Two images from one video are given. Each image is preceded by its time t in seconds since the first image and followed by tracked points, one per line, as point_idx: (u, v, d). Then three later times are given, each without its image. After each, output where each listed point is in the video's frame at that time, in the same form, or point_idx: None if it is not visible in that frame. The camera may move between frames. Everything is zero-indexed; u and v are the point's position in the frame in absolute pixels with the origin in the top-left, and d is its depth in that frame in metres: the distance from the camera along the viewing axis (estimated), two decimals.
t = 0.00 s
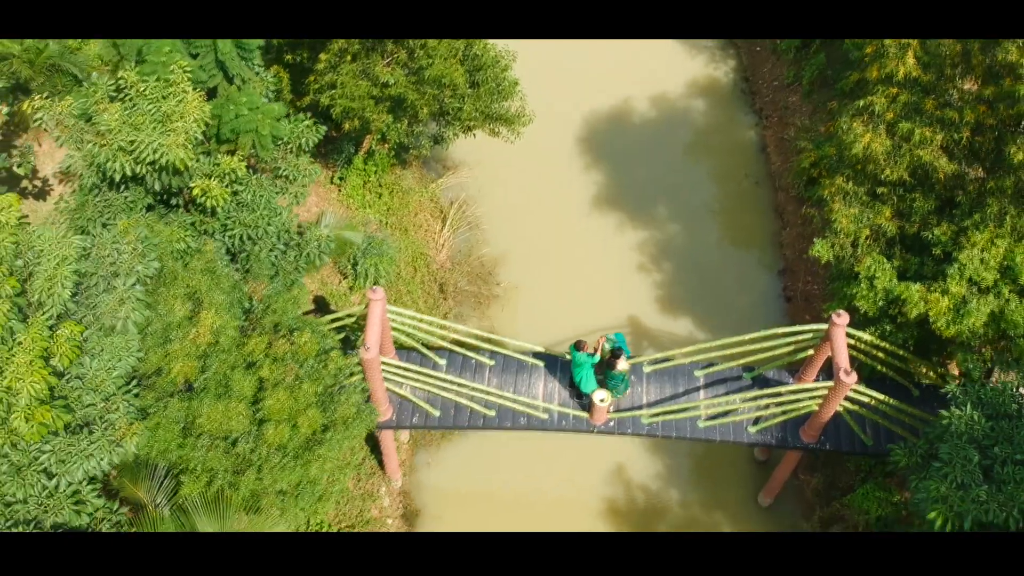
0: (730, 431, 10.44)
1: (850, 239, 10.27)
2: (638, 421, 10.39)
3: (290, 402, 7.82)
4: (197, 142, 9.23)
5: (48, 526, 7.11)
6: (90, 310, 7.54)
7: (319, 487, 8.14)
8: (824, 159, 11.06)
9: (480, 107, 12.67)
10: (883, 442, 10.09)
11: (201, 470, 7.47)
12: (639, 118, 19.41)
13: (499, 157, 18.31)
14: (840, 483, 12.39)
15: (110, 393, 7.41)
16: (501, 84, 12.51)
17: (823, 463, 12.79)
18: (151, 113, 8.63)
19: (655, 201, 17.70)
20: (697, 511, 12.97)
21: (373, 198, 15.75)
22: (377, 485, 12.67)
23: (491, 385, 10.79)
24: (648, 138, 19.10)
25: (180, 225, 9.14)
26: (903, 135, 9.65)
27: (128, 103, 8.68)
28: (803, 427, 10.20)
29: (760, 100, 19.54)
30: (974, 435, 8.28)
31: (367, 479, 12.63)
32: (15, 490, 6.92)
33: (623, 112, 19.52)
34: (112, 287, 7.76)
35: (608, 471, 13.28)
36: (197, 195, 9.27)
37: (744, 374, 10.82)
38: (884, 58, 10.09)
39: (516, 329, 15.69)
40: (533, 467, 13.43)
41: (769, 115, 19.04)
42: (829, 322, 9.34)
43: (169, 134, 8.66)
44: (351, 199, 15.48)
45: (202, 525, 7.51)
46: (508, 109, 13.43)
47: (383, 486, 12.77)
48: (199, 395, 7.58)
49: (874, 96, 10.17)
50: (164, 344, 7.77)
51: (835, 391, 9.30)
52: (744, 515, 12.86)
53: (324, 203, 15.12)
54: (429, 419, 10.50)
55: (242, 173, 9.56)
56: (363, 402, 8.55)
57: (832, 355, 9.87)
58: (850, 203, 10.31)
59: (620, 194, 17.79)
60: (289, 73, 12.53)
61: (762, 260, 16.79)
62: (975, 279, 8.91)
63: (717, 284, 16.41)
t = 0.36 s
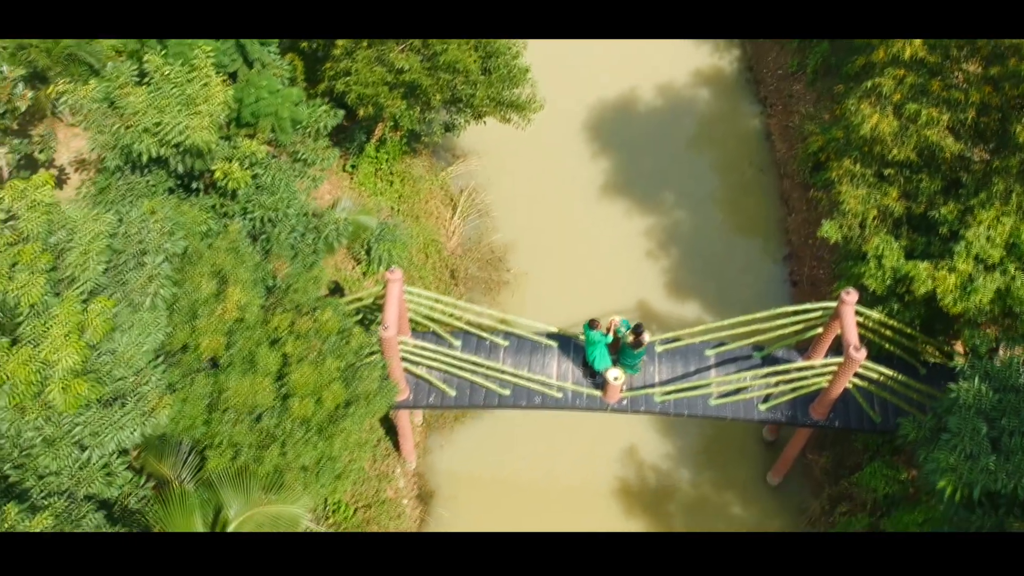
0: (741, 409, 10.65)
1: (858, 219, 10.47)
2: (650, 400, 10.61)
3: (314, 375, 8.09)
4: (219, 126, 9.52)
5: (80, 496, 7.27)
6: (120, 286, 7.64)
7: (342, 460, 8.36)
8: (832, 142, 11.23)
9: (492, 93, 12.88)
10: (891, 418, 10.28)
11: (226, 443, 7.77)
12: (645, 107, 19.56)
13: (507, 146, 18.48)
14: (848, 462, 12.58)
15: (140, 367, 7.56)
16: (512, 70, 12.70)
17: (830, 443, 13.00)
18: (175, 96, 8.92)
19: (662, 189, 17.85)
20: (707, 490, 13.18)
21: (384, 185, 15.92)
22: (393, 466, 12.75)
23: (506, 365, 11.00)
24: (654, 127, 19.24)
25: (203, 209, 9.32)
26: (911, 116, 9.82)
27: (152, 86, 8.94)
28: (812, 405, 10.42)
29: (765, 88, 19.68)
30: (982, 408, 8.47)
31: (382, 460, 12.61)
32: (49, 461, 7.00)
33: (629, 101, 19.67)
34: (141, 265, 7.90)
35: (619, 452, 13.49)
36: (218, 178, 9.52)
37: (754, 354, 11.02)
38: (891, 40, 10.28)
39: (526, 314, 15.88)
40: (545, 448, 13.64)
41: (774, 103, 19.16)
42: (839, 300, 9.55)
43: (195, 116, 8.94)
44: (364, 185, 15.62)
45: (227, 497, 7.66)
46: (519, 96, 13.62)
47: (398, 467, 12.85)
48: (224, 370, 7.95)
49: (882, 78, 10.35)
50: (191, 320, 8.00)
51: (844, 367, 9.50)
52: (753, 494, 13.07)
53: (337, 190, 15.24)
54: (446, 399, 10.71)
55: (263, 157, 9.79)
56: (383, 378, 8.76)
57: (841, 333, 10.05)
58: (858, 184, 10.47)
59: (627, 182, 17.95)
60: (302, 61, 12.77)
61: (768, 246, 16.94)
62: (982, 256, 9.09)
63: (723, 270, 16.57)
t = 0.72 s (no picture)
0: (744, 384, 10.89)
1: (857, 196, 10.63)
2: (656, 376, 10.85)
3: (331, 352, 8.27)
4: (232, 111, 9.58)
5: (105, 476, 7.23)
6: (141, 267, 7.93)
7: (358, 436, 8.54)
8: (829, 122, 11.46)
9: (495, 79, 13.09)
10: (891, 391, 10.52)
11: (244, 420, 8.02)
12: (642, 94, 19.75)
13: (506, 135, 18.63)
14: (849, 437, 12.83)
15: (161, 344, 7.84)
16: (514, 57, 12.93)
17: (831, 419, 13.26)
18: (190, 82, 8.98)
19: (660, 175, 18.04)
20: (710, 468, 13.39)
21: (387, 173, 16.12)
22: (402, 450, 12.96)
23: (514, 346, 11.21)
24: (651, 114, 19.43)
25: (215, 194, 9.48)
26: (907, 93, 10.06)
27: (166, 72, 9.02)
28: (815, 379, 10.66)
29: (760, 74, 19.93)
30: (981, 375, 8.74)
31: (392, 444, 12.83)
32: (75, 439, 7.01)
33: (626, 89, 19.85)
34: (160, 247, 8.12)
35: (624, 431, 13.69)
36: (230, 162, 9.63)
37: (756, 331, 11.25)
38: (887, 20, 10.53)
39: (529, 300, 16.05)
40: (551, 429, 13.81)
41: (769, 88, 19.39)
42: (840, 274, 9.80)
43: (210, 100, 9.05)
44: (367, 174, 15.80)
45: (245, 475, 7.93)
46: (520, 83, 13.82)
47: (407, 450, 13.05)
48: (242, 348, 8.18)
49: (878, 56, 10.58)
50: (209, 300, 8.28)
51: (846, 339, 9.73)
52: (755, 471, 13.30)
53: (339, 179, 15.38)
54: (455, 379, 10.90)
55: (273, 142, 9.91)
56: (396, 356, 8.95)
57: (842, 307, 10.31)
58: (856, 162, 10.69)
59: (625, 168, 18.14)
60: (306, 51, 13.06)
61: (766, 229, 17.16)
62: (979, 229, 9.33)
63: (723, 253, 16.77)
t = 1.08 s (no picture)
0: (732, 354, 11.18)
1: (835, 168, 10.99)
2: (646, 350, 11.09)
3: (331, 334, 8.37)
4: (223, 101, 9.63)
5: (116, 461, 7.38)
6: (143, 254, 7.91)
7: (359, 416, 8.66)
8: (806, 96, 11.80)
9: (477, 65, 13.28)
10: (874, 355, 10.85)
11: (246, 405, 8.15)
12: (618, 80, 19.97)
13: (486, 124, 18.73)
14: (834, 405, 13.17)
15: (165, 330, 7.88)
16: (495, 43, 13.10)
17: (815, 388, 13.58)
18: (181, 73, 9.01)
19: (639, 158, 18.28)
20: (701, 441, 13.65)
21: (371, 165, 16.03)
22: (398, 434, 12.98)
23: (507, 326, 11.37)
24: (628, 99, 19.66)
25: (208, 184, 9.50)
26: (881, 64, 10.42)
27: (156, 64, 9.06)
28: (801, 347, 10.98)
29: (732, 57, 20.28)
30: (962, 333, 9.07)
31: (388, 429, 12.83)
32: (83, 426, 7.12)
33: (602, 75, 20.06)
34: (161, 234, 8.04)
35: (615, 409, 13.92)
36: (223, 152, 9.64)
37: (742, 303, 11.54)
38: None
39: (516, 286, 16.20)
40: (544, 409, 14.00)
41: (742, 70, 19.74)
42: (822, 243, 10.13)
43: (202, 90, 9.03)
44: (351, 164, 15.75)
45: (251, 458, 8.20)
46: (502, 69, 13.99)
47: (403, 435, 13.09)
48: (243, 334, 8.26)
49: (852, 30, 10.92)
50: (210, 287, 8.30)
51: (831, 306, 10.04)
52: (745, 442, 13.59)
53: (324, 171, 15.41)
54: (450, 361, 11.05)
55: (264, 131, 9.96)
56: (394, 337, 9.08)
57: (825, 274, 10.65)
58: (834, 135, 11.05)
59: (605, 153, 18.35)
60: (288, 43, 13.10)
61: (745, 207, 17.49)
62: (954, 193, 9.72)
63: (703, 232, 17.06)
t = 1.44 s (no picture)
0: (712, 323, 11.50)
1: (803, 137, 11.49)
2: (629, 324, 11.34)
3: (322, 317, 8.50)
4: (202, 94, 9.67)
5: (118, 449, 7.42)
6: (134, 246, 7.99)
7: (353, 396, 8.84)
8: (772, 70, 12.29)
9: (449, 52, 13.46)
10: (850, 318, 11.23)
11: (240, 394, 8.38)
12: (584, 65, 20.16)
13: (457, 114, 18.73)
14: (812, 369, 13.54)
15: (159, 320, 7.95)
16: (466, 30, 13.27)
17: (792, 355, 13.91)
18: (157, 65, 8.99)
19: (610, 140, 18.48)
20: (684, 413, 13.86)
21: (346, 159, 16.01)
22: (387, 421, 13.05)
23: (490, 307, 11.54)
24: (595, 83, 19.84)
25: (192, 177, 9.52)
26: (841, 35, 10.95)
27: (134, 58, 9.09)
28: (777, 313, 11.36)
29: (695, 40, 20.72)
30: (933, 288, 9.49)
31: (377, 416, 12.90)
32: (84, 416, 7.22)
33: (569, 61, 20.23)
34: (149, 227, 8.09)
35: (599, 386, 14.11)
36: (204, 145, 9.65)
37: (718, 274, 11.86)
38: None
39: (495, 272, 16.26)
40: (529, 390, 14.15)
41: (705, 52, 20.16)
42: (794, 210, 10.56)
43: (182, 82, 9.04)
44: (326, 158, 15.63)
45: (248, 444, 8.33)
46: (473, 56, 14.13)
47: (391, 421, 13.17)
48: (234, 321, 8.35)
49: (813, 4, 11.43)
50: (201, 276, 8.32)
51: (805, 270, 10.42)
52: (727, 412, 13.85)
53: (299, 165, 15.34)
54: (436, 343, 11.18)
55: (243, 123, 10.02)
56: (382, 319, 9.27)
57: (798, 241, 10.98)
58: (801, 105, 11.58)
59: (576, 137, 18.51)
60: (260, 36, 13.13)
61: (715, 183, 17.80)
62: (918, 155, 10.25)
63: (677, 210, 17.32)
